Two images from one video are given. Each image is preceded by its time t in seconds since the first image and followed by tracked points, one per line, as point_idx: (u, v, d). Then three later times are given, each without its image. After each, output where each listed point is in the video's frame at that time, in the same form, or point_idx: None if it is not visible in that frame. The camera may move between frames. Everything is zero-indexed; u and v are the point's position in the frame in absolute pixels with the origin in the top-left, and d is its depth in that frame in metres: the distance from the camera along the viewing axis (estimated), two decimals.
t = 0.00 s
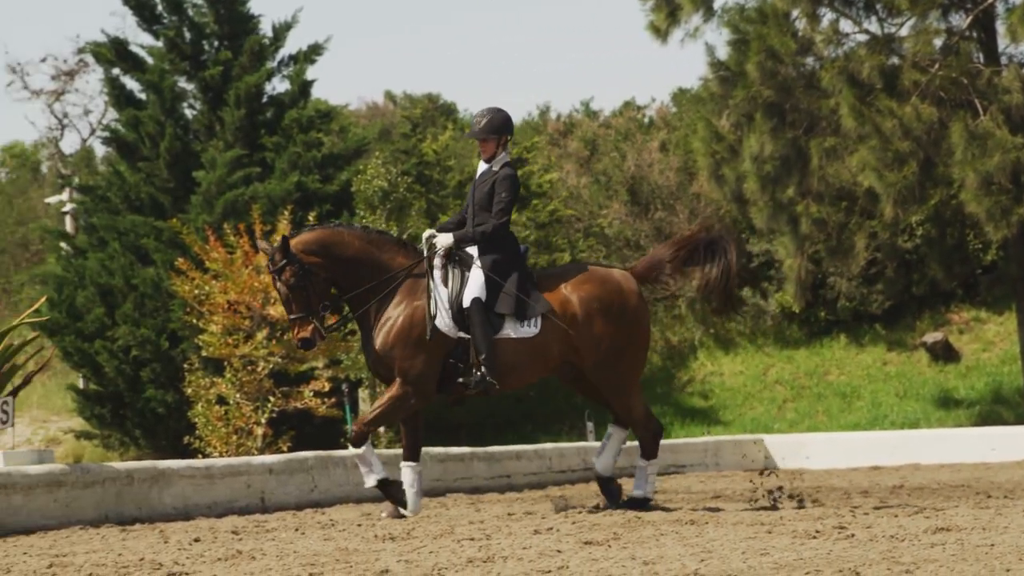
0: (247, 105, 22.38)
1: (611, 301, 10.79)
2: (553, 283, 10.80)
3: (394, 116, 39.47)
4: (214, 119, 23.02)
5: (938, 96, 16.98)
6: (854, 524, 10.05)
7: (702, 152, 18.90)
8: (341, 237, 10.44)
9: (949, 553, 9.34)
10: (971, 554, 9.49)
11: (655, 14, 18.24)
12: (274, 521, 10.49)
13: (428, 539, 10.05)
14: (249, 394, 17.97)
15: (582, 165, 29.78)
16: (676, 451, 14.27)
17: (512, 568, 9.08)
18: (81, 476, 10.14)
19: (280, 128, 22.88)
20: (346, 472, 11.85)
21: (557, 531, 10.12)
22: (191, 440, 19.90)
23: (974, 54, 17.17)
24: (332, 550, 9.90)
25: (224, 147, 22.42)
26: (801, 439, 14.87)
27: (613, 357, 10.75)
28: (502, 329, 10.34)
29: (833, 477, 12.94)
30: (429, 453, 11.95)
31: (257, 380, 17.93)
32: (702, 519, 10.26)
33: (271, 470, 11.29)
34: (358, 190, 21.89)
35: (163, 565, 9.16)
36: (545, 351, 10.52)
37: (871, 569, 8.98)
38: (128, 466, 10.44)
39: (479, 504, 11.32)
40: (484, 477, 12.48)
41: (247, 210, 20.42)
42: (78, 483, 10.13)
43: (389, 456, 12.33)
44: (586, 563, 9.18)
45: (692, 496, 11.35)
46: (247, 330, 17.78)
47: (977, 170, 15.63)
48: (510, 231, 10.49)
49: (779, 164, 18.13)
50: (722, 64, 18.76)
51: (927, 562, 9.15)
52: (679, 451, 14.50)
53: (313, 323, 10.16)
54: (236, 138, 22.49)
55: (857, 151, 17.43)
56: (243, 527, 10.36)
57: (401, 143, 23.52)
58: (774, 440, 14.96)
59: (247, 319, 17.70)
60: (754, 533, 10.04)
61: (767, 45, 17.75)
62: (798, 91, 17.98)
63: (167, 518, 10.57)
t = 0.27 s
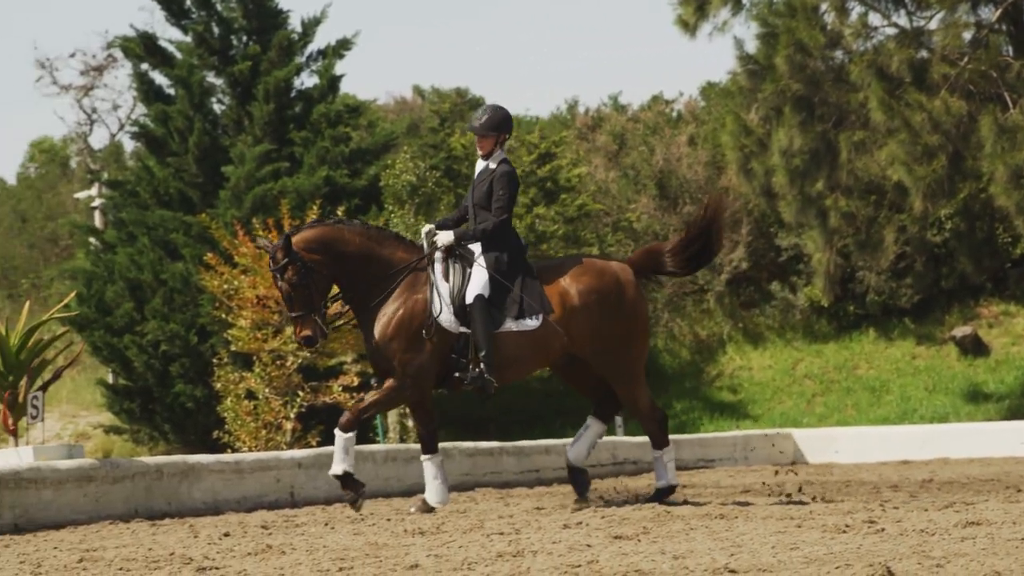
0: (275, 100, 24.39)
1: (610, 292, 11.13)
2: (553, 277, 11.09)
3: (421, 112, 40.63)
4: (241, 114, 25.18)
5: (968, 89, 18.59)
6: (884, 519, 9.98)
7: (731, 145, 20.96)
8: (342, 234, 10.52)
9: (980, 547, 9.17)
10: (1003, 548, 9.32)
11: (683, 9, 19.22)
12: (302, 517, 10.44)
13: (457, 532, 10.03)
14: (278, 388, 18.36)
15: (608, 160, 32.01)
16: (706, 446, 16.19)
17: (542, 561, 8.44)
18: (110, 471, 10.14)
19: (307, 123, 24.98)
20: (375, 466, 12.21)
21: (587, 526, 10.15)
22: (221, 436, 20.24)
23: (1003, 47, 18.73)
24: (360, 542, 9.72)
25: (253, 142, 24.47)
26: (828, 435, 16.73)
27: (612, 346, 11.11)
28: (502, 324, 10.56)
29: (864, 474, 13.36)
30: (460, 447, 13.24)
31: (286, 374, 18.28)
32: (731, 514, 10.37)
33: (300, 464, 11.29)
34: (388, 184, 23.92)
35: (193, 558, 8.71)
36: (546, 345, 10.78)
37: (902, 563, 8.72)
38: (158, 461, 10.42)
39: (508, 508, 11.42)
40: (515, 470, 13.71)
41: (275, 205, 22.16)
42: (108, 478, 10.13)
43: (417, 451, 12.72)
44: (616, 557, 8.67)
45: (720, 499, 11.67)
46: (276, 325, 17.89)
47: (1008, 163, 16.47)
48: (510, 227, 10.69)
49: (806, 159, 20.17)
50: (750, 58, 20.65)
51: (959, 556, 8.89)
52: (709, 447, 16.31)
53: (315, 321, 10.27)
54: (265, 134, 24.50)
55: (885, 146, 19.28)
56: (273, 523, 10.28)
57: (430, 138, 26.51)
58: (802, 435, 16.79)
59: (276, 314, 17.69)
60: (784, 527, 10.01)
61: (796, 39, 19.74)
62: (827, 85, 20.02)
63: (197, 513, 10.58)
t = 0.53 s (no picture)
0: (301, 96, 24.65)
1: (609, 284, 11.17)
2: (552, 269, 11.07)
3: (449, 109, 41.07)
4: (267, 111, 25.25)
5: (993, 86, 18.67)
6: (910, 516, 9.97)
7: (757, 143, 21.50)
8: (342, 231, 10.41)
9: (1006, 544, 9.15)
10: None
11: (709, 5, 19.34)
12: (326, 513, 10.44)
13: (483, 530, 10.07)
14: (304, 385, 18.48)
15: (634, 157, 31.96)
16: (732, 444, 16.37)
17: (567, 558, 8.44)
18: (137, 468, 10.16)
19: (332, 120, 25.19)
20: (400, 463, 12.33)
21: (613, 523, 10.17)
22: (246, 434, 20.33)
23: None
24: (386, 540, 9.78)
25: (278, 139, 24.69)
26: (854, 434, 16.83)
27: (611, 337, 11.14)
28: (503, 316, 10.52)
29: (890, 472, 13.46)
30: (485, 444, 13.28)
31: (311, 371, 18.35)
32: (757, 511, 10.39)
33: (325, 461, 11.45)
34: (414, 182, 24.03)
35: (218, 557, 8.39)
36: (546, 337, 10.79)
37: (926, 559, 8.68)
38: (183, 458, 10.46)
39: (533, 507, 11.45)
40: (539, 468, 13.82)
41: (300, 202, 22.36)
42: (134, 476, 10.16)
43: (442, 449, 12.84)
44: (641, 554, 8.67)
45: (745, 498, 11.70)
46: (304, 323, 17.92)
47: None
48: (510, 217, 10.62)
49: (833, 154, 20.55)
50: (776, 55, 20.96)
51: (985, 554, 8.85)
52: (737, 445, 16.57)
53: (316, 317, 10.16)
54: (291, 130, 24.75)
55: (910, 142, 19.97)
56: (299, 519, 10.21)
57: (455, 135, 26.91)
58: (828, 433, 16.97)
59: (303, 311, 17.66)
60: (810, 525, 10.02)
61: (822, 36, 19.66)
62: (852, 83, 20.13)
63: (223, 510, 10.65)
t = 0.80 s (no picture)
0: (332, 93, 24.93)
1: (609, 277, 11.28)
2: (554, 261, 11.24)
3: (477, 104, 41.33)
4: (298, 108, 25.41)
5: None
6: (941, 512, 9.98)
7: (788, 137, 21.55)
8: (346, 224, 10.71)
9: None
10: None
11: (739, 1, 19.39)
12: (357, 509, 10.52)
13: (513, 525, 10.11)
14: (335, 380, 18.55)
15: (664, 153, 31.99)
16: (762, 440, 16.42)
17: (599, 553, 8.50)
18: (167, 463, 10.26)
19: (363, 116, 25.21)
20: (431, 459, 12.45)
21: (643, 518, 10.21)
22: (278, 429, 20.47)
23: None
24: (416, 533, 9.73)
25: (309, 135, 24.90)
26: (884, 429, 16.91)
27: (611, 329, 11.25)
28: (504, 305, 10.72)
29: (921, 467, 13.51)
30: (515, 440, 13.39)
31: (342, 366, 18.49)
32: (788, 507, 10.42)
33: (356, 457, 11.66)
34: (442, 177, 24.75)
35: (252, 552, 8.16)
36: (547, 328, 10.95)
37: (959, 556, 8.67)
38: (214, 454, 10.59)
39: (566, 503, 11.52)
40: (569, 465, 14.20)
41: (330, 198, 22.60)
42: (165, 471, 10.25)
43: (475, 444, 13.05)
44: (672, 549, 8.71)
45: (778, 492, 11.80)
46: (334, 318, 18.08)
47: None
48: (510, 206, 10.84)
49: (864, 150, 20.77)
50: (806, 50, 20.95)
51: (1018, 550, 8.83)
52: (767, 440, 16.65)
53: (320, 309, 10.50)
54: (321, 126, 25.00)
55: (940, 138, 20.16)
56: (329, 517, 10.12)
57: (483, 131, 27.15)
58: (858, 429, 17.01)
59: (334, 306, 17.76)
60: (841, 521, 10.03)
61: (852, 31, 19.97)
62: (882, 76, 20.44)
63: (253, 505, 10.75)
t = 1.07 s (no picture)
0: (357, 88, 25.08)
1: (607, 273, 11.21)
2: (551, 255, 11.11)
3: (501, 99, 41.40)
4: (322, 103, 25.78)
5: None
6: (966, 508, 9.96)
7: (812, 132, 21.53)
8: (347, 218, 10.55)
9: None
10: None
11: None
12: (380, 504, 10.57)
13: (536, 520, 10.14)
14: (358, 375, 18.54)
15: (688, 148, 32.00)
16: (785, 435, 16.52)
17: (622, 548, 8.52)
18: (191, 458, 10.33)
19: (387, 111, 25.39)
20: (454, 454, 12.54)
21: (666, 514, 10.23)
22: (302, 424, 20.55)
23: None
24: (439, 528, 9.76)
25: (333, 130, 25.14)
26: (908, 424, 16.97)
27: (607, 326, 11.17)
28: (501, 300, 10.58)
29: (945, 463, 13.49)
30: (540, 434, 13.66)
31: (365, 361, 18.44)
32: (811, 502, 10.43)
33: (379, 452, 11.72)
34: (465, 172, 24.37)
35: (276, 547, 8.12)
36: (545, 323, 10.81)
37: (983, 551, 8.66)
38: (238, 449, 10.65)
39: (589, 497, 11.54)
40: (592, 459, 14.22)
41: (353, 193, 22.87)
42: (189, 466, 10.32)
43: (497, 439, 13.11)
44: (696, 544, 8.72)
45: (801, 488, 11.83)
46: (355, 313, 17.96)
47: None
48: (507, 198, 10.68)
49: (888, 145, 20.85)
50: (831, 45, 20.86)
51: None
52: (791, 435, 16.74)
53: (319, 304, 10.32)
54: (345, 121, 25.17)
55: (964, 133, 20.15)
56: (352, 511, 10.11)
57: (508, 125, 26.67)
58: (882, 424, 17.02)
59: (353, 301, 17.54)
60: (865, 516, 10.02)
61: (877, 27, 20.02)
62: (907, 72, 20.48)
63: (276, 500, 10.82)
